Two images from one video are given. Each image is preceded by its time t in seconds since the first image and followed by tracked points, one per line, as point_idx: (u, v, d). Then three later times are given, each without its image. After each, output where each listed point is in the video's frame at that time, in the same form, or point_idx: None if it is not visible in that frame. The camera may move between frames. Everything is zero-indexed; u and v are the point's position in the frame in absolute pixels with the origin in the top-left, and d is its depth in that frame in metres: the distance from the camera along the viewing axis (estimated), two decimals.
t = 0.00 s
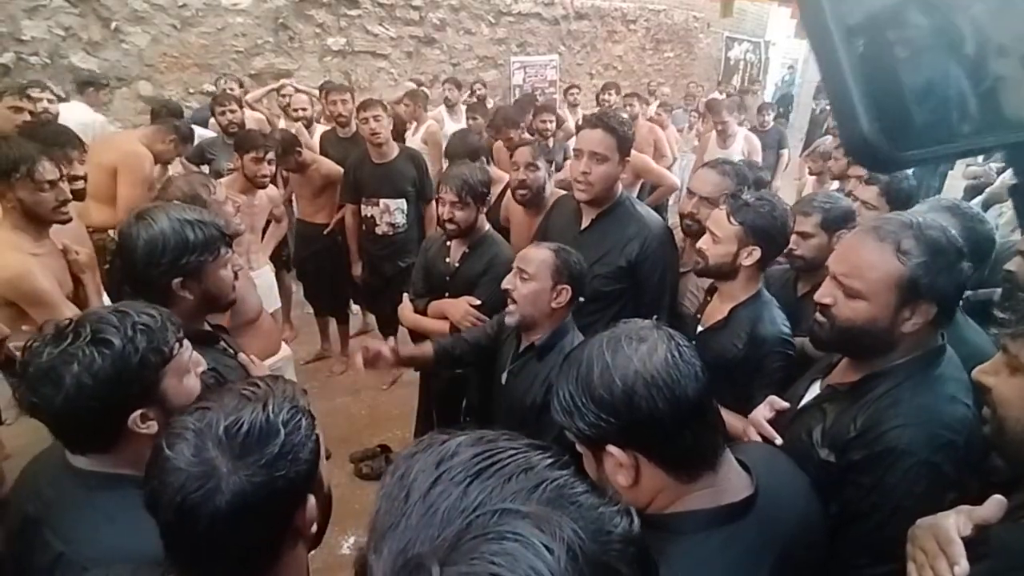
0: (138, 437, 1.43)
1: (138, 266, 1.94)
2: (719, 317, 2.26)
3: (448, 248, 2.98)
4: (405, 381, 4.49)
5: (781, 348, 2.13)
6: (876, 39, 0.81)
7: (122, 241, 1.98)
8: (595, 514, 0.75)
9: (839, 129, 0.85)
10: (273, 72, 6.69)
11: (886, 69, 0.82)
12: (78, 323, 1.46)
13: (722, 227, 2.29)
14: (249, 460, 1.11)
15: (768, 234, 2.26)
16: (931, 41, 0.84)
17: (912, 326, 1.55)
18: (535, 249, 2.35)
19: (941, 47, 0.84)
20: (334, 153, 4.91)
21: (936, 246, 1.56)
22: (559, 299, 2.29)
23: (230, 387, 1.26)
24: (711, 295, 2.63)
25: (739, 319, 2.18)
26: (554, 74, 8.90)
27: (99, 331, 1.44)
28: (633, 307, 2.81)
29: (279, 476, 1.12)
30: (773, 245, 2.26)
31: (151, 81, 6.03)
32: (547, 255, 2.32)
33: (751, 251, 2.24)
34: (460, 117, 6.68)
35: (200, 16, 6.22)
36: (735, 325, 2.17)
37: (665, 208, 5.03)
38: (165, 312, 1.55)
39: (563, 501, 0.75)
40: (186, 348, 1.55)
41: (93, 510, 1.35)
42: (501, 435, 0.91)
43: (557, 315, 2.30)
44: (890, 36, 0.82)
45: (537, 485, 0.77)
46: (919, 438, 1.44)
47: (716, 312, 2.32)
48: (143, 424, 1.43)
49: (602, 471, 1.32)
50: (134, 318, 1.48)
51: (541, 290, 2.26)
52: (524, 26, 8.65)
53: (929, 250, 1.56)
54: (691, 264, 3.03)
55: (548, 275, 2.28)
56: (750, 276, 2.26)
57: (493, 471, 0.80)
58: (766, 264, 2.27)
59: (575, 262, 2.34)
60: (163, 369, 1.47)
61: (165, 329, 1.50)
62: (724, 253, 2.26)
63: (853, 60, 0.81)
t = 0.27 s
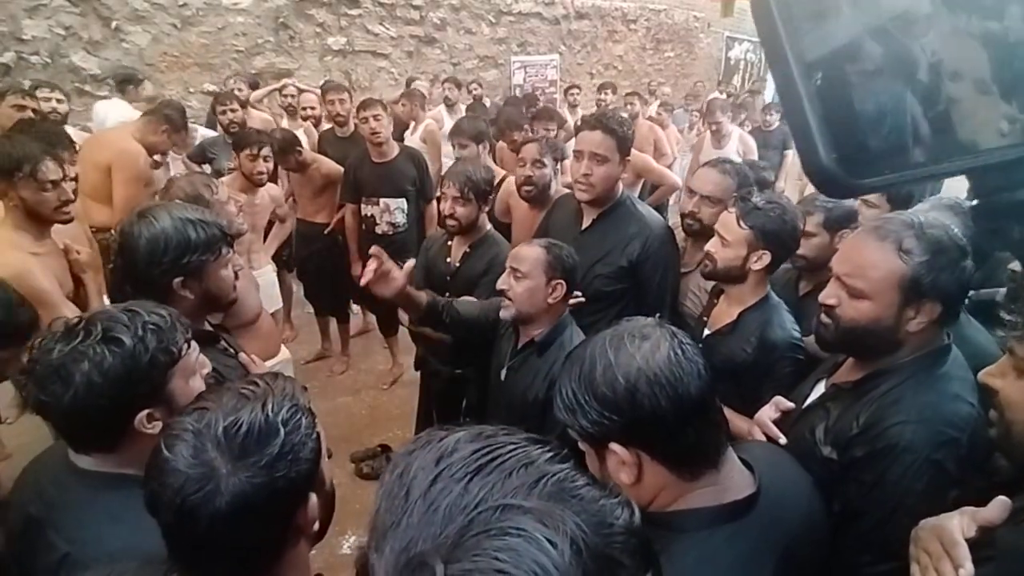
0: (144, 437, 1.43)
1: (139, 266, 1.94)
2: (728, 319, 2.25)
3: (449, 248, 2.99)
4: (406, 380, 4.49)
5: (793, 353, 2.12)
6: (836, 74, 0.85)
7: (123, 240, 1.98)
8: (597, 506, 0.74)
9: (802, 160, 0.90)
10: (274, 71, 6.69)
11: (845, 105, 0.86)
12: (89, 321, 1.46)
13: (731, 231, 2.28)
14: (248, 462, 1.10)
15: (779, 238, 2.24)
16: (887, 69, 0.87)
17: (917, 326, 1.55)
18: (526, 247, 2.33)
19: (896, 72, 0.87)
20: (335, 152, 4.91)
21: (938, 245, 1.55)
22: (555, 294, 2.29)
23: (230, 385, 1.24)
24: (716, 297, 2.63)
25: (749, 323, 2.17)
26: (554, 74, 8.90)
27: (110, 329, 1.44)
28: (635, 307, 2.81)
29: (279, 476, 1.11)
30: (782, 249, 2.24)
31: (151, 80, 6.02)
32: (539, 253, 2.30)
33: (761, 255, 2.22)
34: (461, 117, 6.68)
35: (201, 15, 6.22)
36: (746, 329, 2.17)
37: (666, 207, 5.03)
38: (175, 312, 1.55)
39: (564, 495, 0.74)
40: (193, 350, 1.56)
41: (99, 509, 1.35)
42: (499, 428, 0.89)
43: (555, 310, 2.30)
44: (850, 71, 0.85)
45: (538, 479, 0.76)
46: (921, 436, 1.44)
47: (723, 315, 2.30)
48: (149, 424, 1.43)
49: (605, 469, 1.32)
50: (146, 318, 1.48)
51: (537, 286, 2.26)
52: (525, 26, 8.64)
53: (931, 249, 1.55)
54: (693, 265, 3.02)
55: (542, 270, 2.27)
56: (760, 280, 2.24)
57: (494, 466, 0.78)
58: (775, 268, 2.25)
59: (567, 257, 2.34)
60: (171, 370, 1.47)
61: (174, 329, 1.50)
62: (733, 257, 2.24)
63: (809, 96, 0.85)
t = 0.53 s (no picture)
0: (148, 436, 1.43)
1: (140, 264, 1.94)
2: (732, 323, 2.24)
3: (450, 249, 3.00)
4: (406, 380, 4.49)
5: (799, 356, 2.12)
6: (821, 78, 0.86)
7: (123, 238, 1.98)
8: (594, 509, 0.74)
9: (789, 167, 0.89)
10: (274, 71, 6.70)
11: (832, 107, 0.86)
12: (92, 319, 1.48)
13: (736, 233, 2.28)
14: (247, 462, 1.10)
15: (784, 241, 2.24)
16: (875, 69, 0.87)
17: (918, 325, 1.55)
18: (525, 245, 2.34)
19: (883, 72, 0.87)
20: (335, 152, 4.91)
21: (939, 245, 1.55)
22: (555, 290, 2.29)
23: (230, 384, 1.25)
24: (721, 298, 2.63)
25: (754, 325, 2.17)
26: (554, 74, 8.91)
27: (115, 329, 1.45)
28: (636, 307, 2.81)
29: (278, 476, 1.11)
30: (785, 251, 2.23)
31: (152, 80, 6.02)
32: (539, 249, 2.31)
33: (767, 257, 2.22)
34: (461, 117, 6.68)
35: (201, 15, 6.23)
36: (750, 331, 2.16)
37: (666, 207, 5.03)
38: (177, 312, 1.56)
39: (562, 498, 0.74)
40: (196, 350, 1.57)
41: (102, 508, 1.36)
42: (492, 430, 0.88)
43: (556, 306, 2.30)
44: (836, 72, 0.86)
45: (535, 483, 0.76)
46: (923, 435, 1.44)
47: (727, 318, 2.30)
48: (152, 423, 1.43)
49: (608, 469, 1.32)
50: (152, 317, 1.49)
51: (536, 284, 2.26)
52: (525, 26, 8.65)
53: (931, 248, 1.55)
54: (694, 266, 3.02)
55: (541, 267, 2.28)
56: (764, 282, 2.24)
57: (488, 469, 0.78)
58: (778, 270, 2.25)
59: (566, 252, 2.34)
60: (174, 369, 1.48)
61: (178, 329, 1.51)
62: (737, 260, 2.24)
63: (795, 100, 0.86)
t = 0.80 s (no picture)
0: (147, 435, 1.43)
1: (141, 264, 1.94)
2: (733, 326, 2.24)
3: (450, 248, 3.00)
4: (406, 380, 4.49)
5: (801, 359, 2.13)
6: (827, 77, 0.76)
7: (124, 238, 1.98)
8: (587, 532, 0.76)
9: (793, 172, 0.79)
10: (275, 70, 6.70)
11: (840, 110, 0.77)
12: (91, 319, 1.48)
13: (735, 233, 2.29)
14: (242, 467, 1.09)
15: (784, 242, 2.24)
16: (889, 68, 0.78)
17: (913, 328, 1.55)
18: (521, 244, 2.34)
19: (897, 72, 0.78)
20: (335, 152, 4.91)
21: (936, 248, 1.54)
22: (552, 287, 2.29)
23: (223, 386, 1.24)
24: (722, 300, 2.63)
25: (755, 327, 2.17)
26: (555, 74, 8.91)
27: (113, 328, 1.45)
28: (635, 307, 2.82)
29: (273, 480, 1.10)
30: (784, 250, 2.24)
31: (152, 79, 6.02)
32: (534, 247, 2.31)
33: (766, 258, 2.21)
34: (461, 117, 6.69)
35: (201, 14, 6.23)
36: (751, 333, 2.16)
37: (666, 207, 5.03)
38: (176, 311, 1.57)
39: (555, 522, 0.75)
40: (195, 348, 1.58)
41: (103, 509, 1.36)
42: (482, 439, 0.87)
43: (553, 303, 2.31)
44: (843, 71, 0.76)
45: (528, 503, 0.76)
46: (920, 443, 1.45)
47: (728, 320, 2.30)
48: (152, 422, 1.44)
49: (611, 469, 1.33)
50: (149, 316, 1.50)
51: (534, 281, 2.26)
52: (526, 25, 8.65)
53: (925, 251, 1.54)
54: (694, 266, 3.02)
55: (537, 265, 2.28)
56: (764, 284, 2.24)
57: (481, 485, 0.77)
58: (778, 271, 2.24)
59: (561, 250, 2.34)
60: (173, 369, 1.48)
61: (176, 327, 1.51)
62: (736, 261, 2.25)
63: (799, 100, 0.76)
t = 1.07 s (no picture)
0: (146, 432, 1.43)
1: (144, 262, 1.94)
2: (734, 327, 2.25)
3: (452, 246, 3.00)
4: (406, 380, 4.48)
5: (803, 360, 2.13)
6: (846, 78, 0.72)
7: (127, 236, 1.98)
8: (584, 548, 0.76)
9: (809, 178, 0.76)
10: (275, 70, 6.71)
11: (860, 112, 0.73)
12: (88, 318, 1.48)
13: (736, 233, 2.29)
14: (236, 473, 1.08)
15: (784, 241, 2.24)
16: (909, 68, 0.75)
17: (919, 332, 1.55)
18: (519, 240, 2.35)
19: (916, 71, 0.75)
20: (334, 152, 4.91)
21: (944, 251, 1.54)
22: (551, 284, 2.29)
23: (217, 388, 1.21)
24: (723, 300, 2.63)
25: (755, 328, 2.17)
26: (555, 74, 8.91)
27: (111, 327, 1.45)
28: (636, 307, 2.82)
29: (270, 484, 1.09)
30: (783, 248, 2.24)
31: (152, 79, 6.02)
32: (533, 245, 2.31)
33: (766, 257, 2.22)
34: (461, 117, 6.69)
35: (202, 14, 6.24)
36: (752, 334, 2.17)
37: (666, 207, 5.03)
38: (171, 309, 1.57)
39: (549, 534, 0.75)
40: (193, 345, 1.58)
41: (103, 508, 1.36)
42: (487, 444, 0.88)
43: (551, 300, 2.30)
44: (862, 71, 0.73)
45: (524, 512, 0.76)
46: (921, 447, 1.45)
47: (729, 321, 2.30)
48: (153, 419, 1.44)
49: (614, 467, 1.33)
50: (144, 314, 1.50)
51: (533, 279, 2.26)
52: (526, 25, 8.65)
53: (932, 254, 1.54)
54: (695, 266, 3.02)
55: (536, 263, 2.28)
56: (765, 284, 2.24)
57: (478, 492, 0.77)
58: (778, 271, 2.24)
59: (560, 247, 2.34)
60: (171, 366, 1.48)
61: (173, 325, 1.52)
62: (737, 260, 2.24)
63: (817, 102, 0.71)
